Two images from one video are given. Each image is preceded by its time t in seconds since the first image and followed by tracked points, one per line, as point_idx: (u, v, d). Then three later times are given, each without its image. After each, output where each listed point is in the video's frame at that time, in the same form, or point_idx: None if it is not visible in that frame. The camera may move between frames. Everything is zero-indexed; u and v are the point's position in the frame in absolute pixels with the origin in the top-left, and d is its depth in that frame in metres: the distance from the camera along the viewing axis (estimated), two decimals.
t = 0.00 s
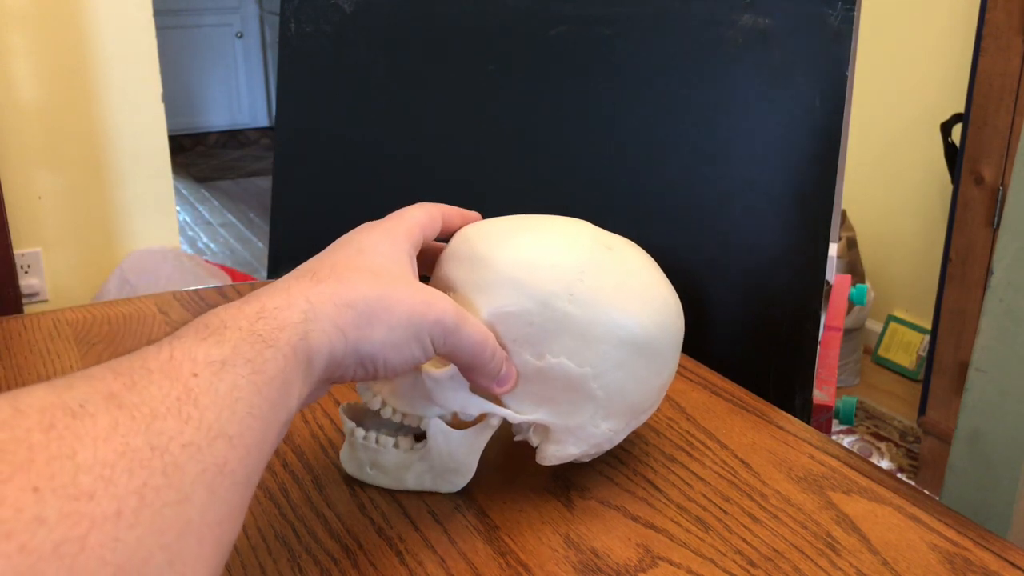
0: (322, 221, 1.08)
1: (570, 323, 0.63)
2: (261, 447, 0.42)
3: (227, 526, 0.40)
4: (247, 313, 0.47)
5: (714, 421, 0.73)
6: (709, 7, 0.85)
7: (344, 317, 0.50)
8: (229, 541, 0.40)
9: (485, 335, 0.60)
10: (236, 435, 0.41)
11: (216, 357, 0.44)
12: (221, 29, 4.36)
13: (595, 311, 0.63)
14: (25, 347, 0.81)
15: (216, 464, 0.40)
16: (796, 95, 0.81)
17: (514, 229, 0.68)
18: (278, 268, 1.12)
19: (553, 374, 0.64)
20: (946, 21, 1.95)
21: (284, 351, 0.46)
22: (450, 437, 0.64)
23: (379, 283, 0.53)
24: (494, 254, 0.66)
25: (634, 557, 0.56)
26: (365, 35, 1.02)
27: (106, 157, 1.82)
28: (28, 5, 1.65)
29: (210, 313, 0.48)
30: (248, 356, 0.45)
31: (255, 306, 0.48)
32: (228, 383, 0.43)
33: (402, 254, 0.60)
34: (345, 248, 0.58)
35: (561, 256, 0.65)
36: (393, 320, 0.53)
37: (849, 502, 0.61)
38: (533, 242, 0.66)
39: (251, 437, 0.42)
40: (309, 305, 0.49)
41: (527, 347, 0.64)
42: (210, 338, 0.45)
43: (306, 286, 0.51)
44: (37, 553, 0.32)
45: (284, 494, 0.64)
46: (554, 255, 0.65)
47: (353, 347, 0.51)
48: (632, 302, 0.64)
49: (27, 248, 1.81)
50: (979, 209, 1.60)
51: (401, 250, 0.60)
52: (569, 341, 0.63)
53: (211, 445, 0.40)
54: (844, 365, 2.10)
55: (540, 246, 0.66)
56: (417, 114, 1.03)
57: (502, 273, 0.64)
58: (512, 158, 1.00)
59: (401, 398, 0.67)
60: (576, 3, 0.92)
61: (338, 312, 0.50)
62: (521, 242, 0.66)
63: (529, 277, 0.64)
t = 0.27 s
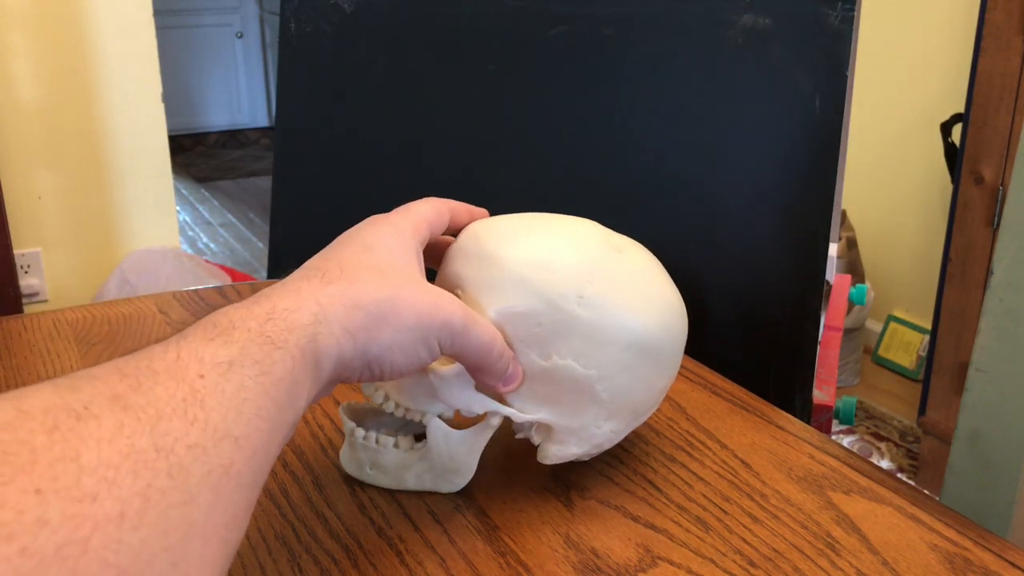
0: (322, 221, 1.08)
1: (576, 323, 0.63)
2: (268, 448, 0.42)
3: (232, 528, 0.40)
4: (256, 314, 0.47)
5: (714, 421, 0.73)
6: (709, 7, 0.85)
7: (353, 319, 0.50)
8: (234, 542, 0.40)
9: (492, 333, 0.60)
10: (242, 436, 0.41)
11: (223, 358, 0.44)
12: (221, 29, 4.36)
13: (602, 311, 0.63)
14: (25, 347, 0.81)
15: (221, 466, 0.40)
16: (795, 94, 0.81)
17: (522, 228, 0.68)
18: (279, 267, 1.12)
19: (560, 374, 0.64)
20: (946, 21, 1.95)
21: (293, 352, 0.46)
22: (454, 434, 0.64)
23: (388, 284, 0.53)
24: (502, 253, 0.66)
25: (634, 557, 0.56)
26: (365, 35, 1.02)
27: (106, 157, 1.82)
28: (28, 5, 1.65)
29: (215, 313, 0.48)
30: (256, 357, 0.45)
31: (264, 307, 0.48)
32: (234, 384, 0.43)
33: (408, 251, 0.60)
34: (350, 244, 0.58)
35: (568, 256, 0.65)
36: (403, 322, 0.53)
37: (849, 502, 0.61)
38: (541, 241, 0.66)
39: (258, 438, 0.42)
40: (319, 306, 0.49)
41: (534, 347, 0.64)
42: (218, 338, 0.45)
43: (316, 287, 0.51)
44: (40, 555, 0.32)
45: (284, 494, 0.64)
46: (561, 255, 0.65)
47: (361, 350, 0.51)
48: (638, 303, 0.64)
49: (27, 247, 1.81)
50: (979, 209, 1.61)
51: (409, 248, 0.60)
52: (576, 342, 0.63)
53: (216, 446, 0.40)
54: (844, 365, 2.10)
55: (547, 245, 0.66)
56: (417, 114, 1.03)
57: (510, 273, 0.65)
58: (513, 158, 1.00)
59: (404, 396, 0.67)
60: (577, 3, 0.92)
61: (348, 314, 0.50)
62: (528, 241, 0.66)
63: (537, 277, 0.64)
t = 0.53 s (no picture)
0: (322, 221, 1.08)
1: (590, 326, 0.63)
2: (276, 451, 0.42)
3: (237, 533, 0.40)
4: (274, 314, 0.47)
5: (714, 421, 0.73)
6: (709, 7, 0.85)
7: (372, 321, 0.51)
8: (237, 549, 0.40)
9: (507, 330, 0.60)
10: (251, 440, 0.41)
11: (233, 360, 0.44)
12: (221, 29, 4.36)
13: (616, 315, 0.63)
14: (25, 347, 0.81)
15: (227, 470, 0.40)
16: (796, 94, 0.81)
17: (540, 223, 0.68)
18: (279, 267, 1.12)
19: (571, 373, 0.64)
20: (946, 21, 1.95)
21: (308, 354, 0.46)
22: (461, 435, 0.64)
23: (406, 285, 0.54)
24: (520, 250, 0.66)
25: (634, 557, 0.56)
26: (366, 36, 1.02)
27: (106, 157, 1.82)
28: (28, 5, 1.65)
29: (226, 313, 0.48)
30: (268, 359, 0.45)
31: (282, 307, 0.48)
32: (244, 387, 0.43)
33: (424, 246, 0.60)
34: (367, 242, 0.57)
35: (586, 257, 0.65)
36: (422, 324, 0.53)
37: (849, 502, 0.61)
38: (559, 239, 0.66)
39: (267, 441, 0.42)
40: (338, 308, 0.50)
41: (546, 345, 0.64)
42: (230, 339, 0.45)
43: (335, 287, 0.51)
44: (36, 563, 0.31)
45: (284, 494, 0.64)
46: (578, 256, 0.65)
47: (377, 351, 0.52)
48: (652, 307, 0.64)
49: (27, 248, 1.81)
50: (979, 209, 1.60)
51: (425, 243, 0.60)
52: (588, 343, 0.63)
53: (223, 450, 0.40)
54: (844, 365, 2.10)
55: (565, 244, 0.66)
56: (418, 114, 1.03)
57: (526, 270, 0.64)
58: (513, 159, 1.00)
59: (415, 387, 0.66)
60: (577, 3, 0.92)
61: (366, 317, 0.51)
62: (546, 239, 0.66)
63: (553, 276, 0.64)
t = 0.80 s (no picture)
0: (323, 221, 1.08)
1: (638, 300, 0.64)
2: (301, 461, 0.39)
3: (253, 551, 0.36)
4: (305, 311, 0.44)
5: (714, 421, 0.73)
6: (709, 6, 0.85)
7: (412, 315, 0.47)
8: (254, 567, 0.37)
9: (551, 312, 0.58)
10: (275, 448, 0.38)
11: (260, 362, 0.40)
12: (221, 29, 4.36)
13: (662, 287, 0.64)
14: (25, 347, 0.81)
15: (243, 482, 0.36)
16: (796, 95, 0.83)
17: (570, 198, 0.67)
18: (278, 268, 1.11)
19: (619, 349, 0.65)
20: (946, 21, 1.95)
21: (338, 354, 0.42)
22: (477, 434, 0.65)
23: (444, 274, 0.49)
24: (557, 227, 0.65)
25: (634, 557, 0.56)
26: (366, 35, 1.01)
27: (106, 156, 1.82)
28: (28, 5, 1.65)
29: (255, 313, 0.45)
30: (295, 361, 0.41)
31: (314, 303, 0.44)
32: (269, 391, 0.39)
33: (458, 233, 0.56)
34: (402, 229, 0.53)
35: (625, 230, 0.65)
36: (465, 315, 0.50)
37: (849, 502, 0.61)
38: (595, 214, 0.65)
39: (292, 449, 0.39)
40: (375, 303, 0.45)
41: (595, 324, 0.64)
42: (257, 339, 0.41)
43: (371, 281, 0.47)
44: None
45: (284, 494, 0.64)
46: (617, 229, 0.65)
47: (420, 346, 0.48)
48: (694, 279, 0.65)
49: (27, 247, 1.81)
50: (979, 209, 1.60)
51: (459, 230, 0.56)
52: (637, 318, 0.64)
53: (240, 461, 0.37)
54: (844, 365, 2.10)
55: (601, 218, 0.65)
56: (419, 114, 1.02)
57: (570, 248, 0.64)
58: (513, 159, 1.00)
59: (453, 375, 0.65)
60: (577, 3, 0.92)
61: (405, 310, 0.46)
62: (581, 214, 0.65)
63: (597, 252, 0.63)
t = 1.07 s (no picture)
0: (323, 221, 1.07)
1: (713, 305, 0.62)
2: (368, 525, 0.36)
3: None
4: (390, 353, 0.40)
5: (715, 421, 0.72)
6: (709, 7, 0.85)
7: (503, 352, 0.43)
8: None
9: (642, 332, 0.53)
10: (340, 511, 0.35)
11: (334, 414, 0.37)
12: (221, 29, 4.36)
13: (731, 290, 0.63)
14: (25, 347, 0.81)
15: (303, 550, 0.34)
16: (795, 95, 0.83)
17: (622, 210, 0.64)
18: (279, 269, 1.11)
19: (696, 361, 0.63)
20: (946, 21, 1.95)
21: (422, 405, 0.39)
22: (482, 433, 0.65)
23: (532, 303, 0.45)
24: (619, 239, 0.62)
25: (634, 557, 0.56)
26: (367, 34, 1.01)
27: (106, 157, 1.82)
28: (28, 5, 1.65)
29: (334, 354, 0.42)
30: (374, 413, 0.38)
31: (399, 344, 0.41)
32: (342, 447, 0.36)
33: (539, 255, 0.51)
34: (482, 254, 0.49)
35: (687, 237, 0.63)
36: (557, 348, 0.45)
37: (849, 502, 0.61)
38: (653, 223, 0.63)
39: (358, 513, 0.36)
40: (465, 345, 0.42)
41: (673, 336, 0.62)
42: (336, 386, 0.38)
43: (460, 319, 0.43)
44: None
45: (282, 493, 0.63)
46: (679, 235, 0.63)
47: (514, 384, 0.44)
48: (754, 278, 0.64)
49: (27, 247, 1.81)
50: (979, 209, 1.60)
51: (538, 252, 0.52)
52: (712, 326, 0.62)
53: (301, 527, 0.34)
54: (844, 365, 2.10)
55: (659, 226, 0.63)
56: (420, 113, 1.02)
57: (639, 260, 0.61)
58: (515, 160, 0.99)
59: (528, 411, 0.58)
60: (577, 4, 0.92)
61: (497, 349, 0.42)
62: (639, 224, 0.63)
63: (666, 262, 0.61)
